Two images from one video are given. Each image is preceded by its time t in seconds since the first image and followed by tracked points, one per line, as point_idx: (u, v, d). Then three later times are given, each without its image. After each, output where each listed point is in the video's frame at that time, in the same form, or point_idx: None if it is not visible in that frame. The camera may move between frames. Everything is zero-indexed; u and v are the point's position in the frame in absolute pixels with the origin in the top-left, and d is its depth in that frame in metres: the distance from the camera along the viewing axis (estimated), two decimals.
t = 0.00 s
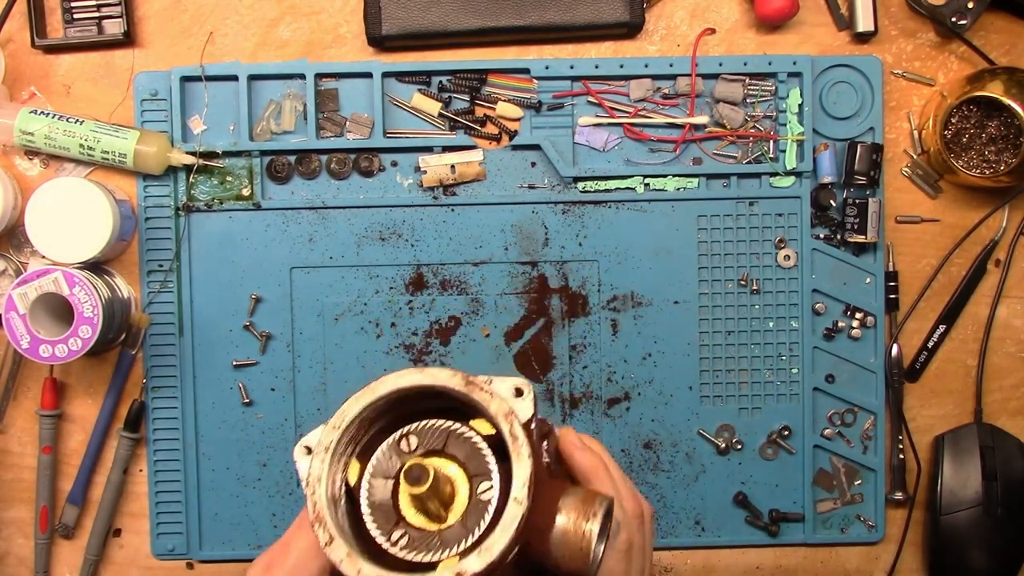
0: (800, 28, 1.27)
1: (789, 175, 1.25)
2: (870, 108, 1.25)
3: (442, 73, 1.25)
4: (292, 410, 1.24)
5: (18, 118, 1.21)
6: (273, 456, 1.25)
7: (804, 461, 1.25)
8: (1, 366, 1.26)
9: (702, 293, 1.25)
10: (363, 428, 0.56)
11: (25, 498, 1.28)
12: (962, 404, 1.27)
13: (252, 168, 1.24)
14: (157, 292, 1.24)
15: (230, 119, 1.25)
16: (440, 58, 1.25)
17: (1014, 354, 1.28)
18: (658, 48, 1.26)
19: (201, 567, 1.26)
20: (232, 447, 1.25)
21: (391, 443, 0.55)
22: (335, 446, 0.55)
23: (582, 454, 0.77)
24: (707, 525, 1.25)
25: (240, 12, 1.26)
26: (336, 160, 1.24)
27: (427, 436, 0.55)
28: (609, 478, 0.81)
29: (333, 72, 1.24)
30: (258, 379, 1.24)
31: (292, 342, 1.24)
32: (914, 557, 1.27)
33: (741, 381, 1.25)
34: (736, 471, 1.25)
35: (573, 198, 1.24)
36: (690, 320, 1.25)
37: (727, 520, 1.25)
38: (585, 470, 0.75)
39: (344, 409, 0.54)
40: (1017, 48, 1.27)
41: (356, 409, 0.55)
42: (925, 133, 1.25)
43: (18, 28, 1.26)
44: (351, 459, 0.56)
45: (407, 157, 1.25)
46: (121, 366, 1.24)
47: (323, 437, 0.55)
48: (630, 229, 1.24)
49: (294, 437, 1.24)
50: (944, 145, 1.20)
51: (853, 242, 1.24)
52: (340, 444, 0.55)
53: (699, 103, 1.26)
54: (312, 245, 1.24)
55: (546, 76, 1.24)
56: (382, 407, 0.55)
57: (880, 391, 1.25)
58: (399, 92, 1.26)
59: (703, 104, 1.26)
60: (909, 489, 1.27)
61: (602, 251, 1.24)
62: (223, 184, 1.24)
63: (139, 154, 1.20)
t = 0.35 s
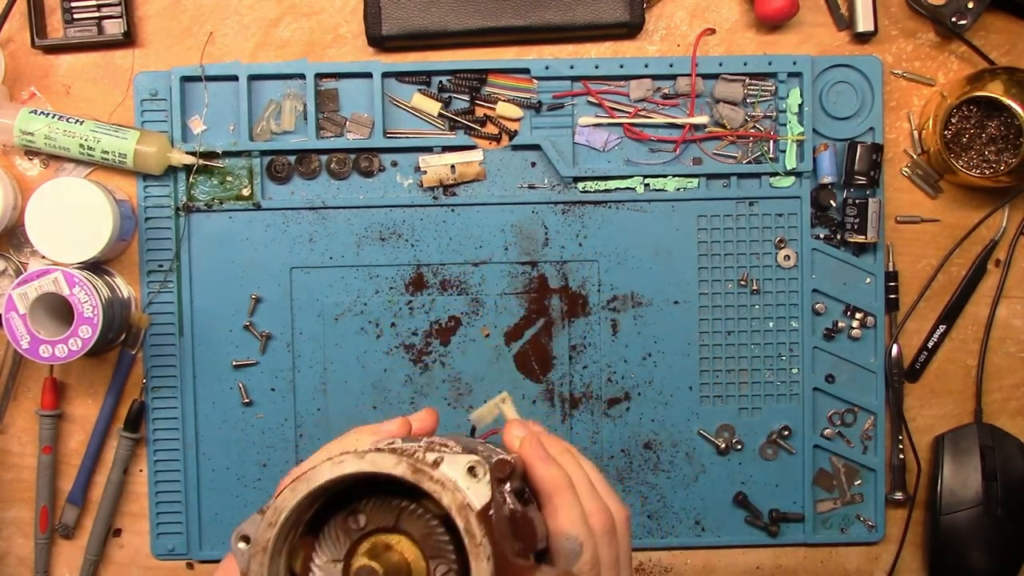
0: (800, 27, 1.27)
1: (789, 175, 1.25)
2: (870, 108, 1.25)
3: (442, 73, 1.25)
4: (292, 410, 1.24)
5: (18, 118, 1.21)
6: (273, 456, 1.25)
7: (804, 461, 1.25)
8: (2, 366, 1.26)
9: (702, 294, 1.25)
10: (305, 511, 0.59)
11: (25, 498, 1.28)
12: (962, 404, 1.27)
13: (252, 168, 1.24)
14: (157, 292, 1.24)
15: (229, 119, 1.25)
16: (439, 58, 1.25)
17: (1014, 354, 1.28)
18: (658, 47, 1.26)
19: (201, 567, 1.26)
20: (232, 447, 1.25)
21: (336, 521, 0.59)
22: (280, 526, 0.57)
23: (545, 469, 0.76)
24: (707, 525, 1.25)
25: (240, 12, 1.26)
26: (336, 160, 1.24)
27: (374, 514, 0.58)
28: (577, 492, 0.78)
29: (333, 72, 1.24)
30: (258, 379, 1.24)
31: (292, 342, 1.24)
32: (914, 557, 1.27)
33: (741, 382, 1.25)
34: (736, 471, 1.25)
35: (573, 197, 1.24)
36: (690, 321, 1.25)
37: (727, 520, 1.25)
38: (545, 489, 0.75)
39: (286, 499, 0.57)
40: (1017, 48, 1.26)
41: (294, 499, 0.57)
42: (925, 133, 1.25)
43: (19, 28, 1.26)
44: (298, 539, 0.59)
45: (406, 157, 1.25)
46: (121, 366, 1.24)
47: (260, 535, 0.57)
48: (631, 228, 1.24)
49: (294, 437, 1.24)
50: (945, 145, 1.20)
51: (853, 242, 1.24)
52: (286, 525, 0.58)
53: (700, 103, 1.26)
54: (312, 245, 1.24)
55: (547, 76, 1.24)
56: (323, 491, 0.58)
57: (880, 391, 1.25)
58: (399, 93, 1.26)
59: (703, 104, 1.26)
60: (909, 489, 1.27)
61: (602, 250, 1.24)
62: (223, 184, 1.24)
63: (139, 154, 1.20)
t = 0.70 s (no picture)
0: (800, 27, 1.27)
1: (789, 175, 1.25)
2: (870, 108, 1.25)
3: (442, 73, 1.25)
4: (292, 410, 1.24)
5: (18, 118, 1.21)
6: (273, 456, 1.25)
7: (804, 461, 1.25)
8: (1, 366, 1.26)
9: (702, 293, 1.25)
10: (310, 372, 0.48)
11: (25, 498, 1.28)
12: (962, 404, 1.27)
13: (252, 167, 1.24)
14: (157, 292, 1.24)
15: (229, 119, 1.25)
16: (439, 58, 1.25)
17: (1014, 354, 1.28)
18: (658, 48, 1.26)
19: (201, 567, 1.26)
20: (232, 447, 1.25)
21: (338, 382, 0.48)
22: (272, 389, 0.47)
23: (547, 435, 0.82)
24: (706, 525, 1.25)
25: (240, 12, 1.26)
26: (336, 160, 1.24)
27: (380, 367, 0.48)
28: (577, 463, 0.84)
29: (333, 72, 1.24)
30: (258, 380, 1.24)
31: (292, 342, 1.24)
32: (914, 557, 1.27)
33: (741, 382, 1.25)
34: (736, 471, 1.25)
35: (573, 197, 1.24)
36: (690, 320, 1.25)
37: (728, 520, 1.25)
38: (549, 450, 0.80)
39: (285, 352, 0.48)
40: (1017, 48, 1.27)
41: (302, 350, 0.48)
42: (925, 133, 1.25)
43: (18, 28, 1.26)
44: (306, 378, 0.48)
45: (406, 157, 1.25)
46: (121, 366, 1.24)
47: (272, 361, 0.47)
48: (631, 229, 1.24)
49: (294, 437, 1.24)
50: (945, 145, 1.20)
51: (853, 242, 1.24)
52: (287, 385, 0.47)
53: (699, 103, 1.26)
54: (312, 245, 1.24)
55: (547, 76, 1.24)
56: (332, 342, 0.48)
57: (880, 391, 1.25)
58: (399, 92, 1.26)
59: (703, 104, 1.26)
60: (909, 489, 1.27)
61: (602, 251, 1.24)
62: (223, 184, 1.24)
63: (139, 154, 1.20)
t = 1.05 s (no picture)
0: (800, 27, 1.27)
1: (789, 175, 1.25)
2: (870, 108, 1.25)
3: (442, 73, 1.25)
4: (292, 410, 1.24)
5: (18, 117, 1.21)
6: (273, 457, 1.25)
7: (804, 461, 1.25)
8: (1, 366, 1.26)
9: (702, 293, 1.25)
10: (377, 317, 0.68)
11: (25, 498, 1.28)
12: (962, 403, 1.27)
13: (252, 167, 1.24)
14: (157, 292, 1.24)
15: (230, 119, 1.25)
16: (439, 58, 1.25)
17: (1015, 354, 1.28)
18: (658, 47, 1.26)
19: (201, 567, 1.26)
20: (233, 447, 1.25)
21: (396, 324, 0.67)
22: (344, 316, 0.67)
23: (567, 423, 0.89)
24: (707, 524, 1.25)
25: (240, 12, 1.26)
26: (336, 160, 1.24)
27: (433, 317, 0.69)
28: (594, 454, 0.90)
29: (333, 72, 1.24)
30: (258, 379, 1.24)
31: (292, 342, 1.24)
32: (914, 557, 1.28)
33: (741, 381, 1.25)
34: (736, 471, 1.25)
35: (573, 198, 1.24)
36: (690, 320, 1.25)
37: (728, 520, 1.25)
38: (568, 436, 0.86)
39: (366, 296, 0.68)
40: (1017, 48, 1.27)
41: (376, 301, 0.68)
42: (925, 133, 1.25)
43: (18, 28, 1.26)
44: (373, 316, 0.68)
45: (406, 157, 1.25)
46: (120, 366, 1.24)
47: (353, 300, 0.68)
48: (631, 229, 1.24)
49: (294, 438, 1.24)
50: (944, 145, 1.20)
51: (853, 242, 1.24)
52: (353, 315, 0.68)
53: (699, 103, 1.26)
54: (312, 245, 1.24)
55: (547, 76, 1.24)
56: (394, 300, 0.68)
57: (880, 391, 1.25)
58: (399, 92, 1.26)
59: (703, 104, 1.26)
60: (909, 489, 1.27)
61: (602, 250, 1.24)
62: (223, 184, 1.24)
63: (140, 154, 1.20)
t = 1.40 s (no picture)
0: (800, 27, 1.27)
1: (789, 175, 1.25)
2: (870, 108, 1.25)
3: (442, 73, 1.25)
4: (292, 410, 1.24)
5: (18, 118, 1.21)
6: (273, 457, 1.25)
7: (804, 461, 1.25)
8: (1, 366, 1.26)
9: (702, 293, 1.25)
10: (380, 311, 0.72)
11: (25, 498, 1.28)
12: (962, 404, 1.27)
13: (252, 167, 1.24)
14: (157, 292, 1.24)
15: (230, 119, 1.25)
16: (439, 58, 1.25)
17: (1015, 354, 1.28)
18: (658, 48, 1.26)
19: (201, 567, 1.26)
20: (232, 447, 1.25)
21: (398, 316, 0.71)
22: (349, 307, 0.71)
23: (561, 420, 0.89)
24: (706, 524, 1.25)
25: (240, 12, 1.26)
26: (336, 160, 1.24)
27: (432, 312, 0.73)
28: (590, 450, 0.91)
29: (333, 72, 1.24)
30: (258, 379, 1.24)
31: (292, 342, 1.24)
32: (914, 557, 1.28)
33: (741, 381, 1.25)
34: (736, 471, 1.25)
35: (573, 198, 1.24)
36: (690, 320, 1.25)
37: (727, 520, 1.25)
38: (560, 431, 0.86)
39: (370, 289, 0.72)
40: (1017, 48, 1.27)
41: (380, 296, 0.72)
42: (926, 133, 1.25)
43: (18, 29, 1.26)
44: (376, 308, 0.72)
45: (406, 157, 1.25)
46: (120, 366, 1.24)
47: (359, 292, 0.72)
48: (630, 229, 1.24)
49: (294, 437, 1.24)
50: (944, 145, 1.20)
51: (853, 242, 1.24)
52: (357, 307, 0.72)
53: (699, 103, 1.26)
54: (312, 245, 1.24)
55: (547, 76, 1.24)
56: (397, 293, 0.73)
57: (880, 391, 1.25)
58: (399, 92, 1.26)
59: (703, 104, 1.26)
60: (908, 489, 1.27)
61: (602, 251, 1.24)
62: (223, 184, 1.24)
63: (139, 154, 1.20)
